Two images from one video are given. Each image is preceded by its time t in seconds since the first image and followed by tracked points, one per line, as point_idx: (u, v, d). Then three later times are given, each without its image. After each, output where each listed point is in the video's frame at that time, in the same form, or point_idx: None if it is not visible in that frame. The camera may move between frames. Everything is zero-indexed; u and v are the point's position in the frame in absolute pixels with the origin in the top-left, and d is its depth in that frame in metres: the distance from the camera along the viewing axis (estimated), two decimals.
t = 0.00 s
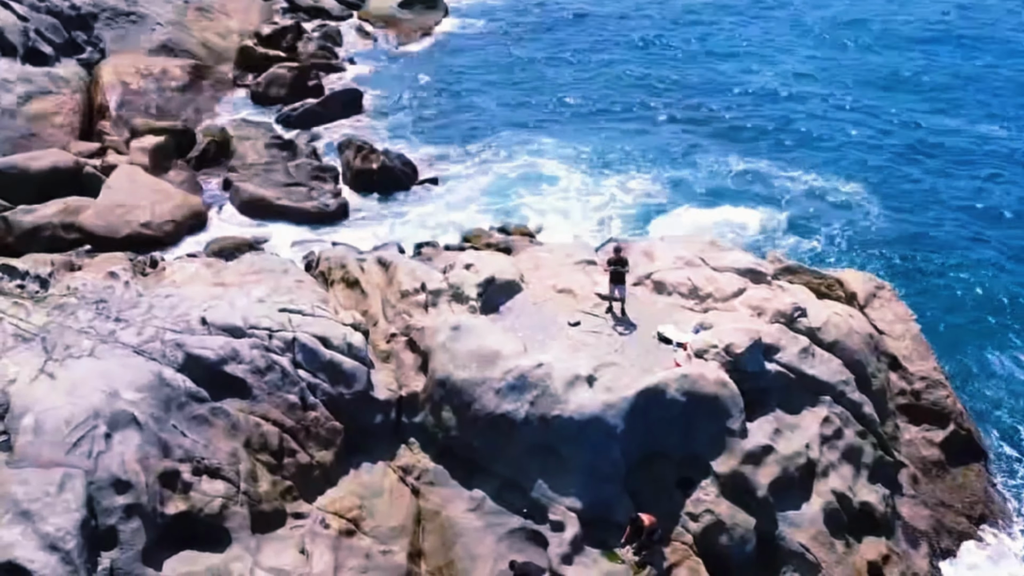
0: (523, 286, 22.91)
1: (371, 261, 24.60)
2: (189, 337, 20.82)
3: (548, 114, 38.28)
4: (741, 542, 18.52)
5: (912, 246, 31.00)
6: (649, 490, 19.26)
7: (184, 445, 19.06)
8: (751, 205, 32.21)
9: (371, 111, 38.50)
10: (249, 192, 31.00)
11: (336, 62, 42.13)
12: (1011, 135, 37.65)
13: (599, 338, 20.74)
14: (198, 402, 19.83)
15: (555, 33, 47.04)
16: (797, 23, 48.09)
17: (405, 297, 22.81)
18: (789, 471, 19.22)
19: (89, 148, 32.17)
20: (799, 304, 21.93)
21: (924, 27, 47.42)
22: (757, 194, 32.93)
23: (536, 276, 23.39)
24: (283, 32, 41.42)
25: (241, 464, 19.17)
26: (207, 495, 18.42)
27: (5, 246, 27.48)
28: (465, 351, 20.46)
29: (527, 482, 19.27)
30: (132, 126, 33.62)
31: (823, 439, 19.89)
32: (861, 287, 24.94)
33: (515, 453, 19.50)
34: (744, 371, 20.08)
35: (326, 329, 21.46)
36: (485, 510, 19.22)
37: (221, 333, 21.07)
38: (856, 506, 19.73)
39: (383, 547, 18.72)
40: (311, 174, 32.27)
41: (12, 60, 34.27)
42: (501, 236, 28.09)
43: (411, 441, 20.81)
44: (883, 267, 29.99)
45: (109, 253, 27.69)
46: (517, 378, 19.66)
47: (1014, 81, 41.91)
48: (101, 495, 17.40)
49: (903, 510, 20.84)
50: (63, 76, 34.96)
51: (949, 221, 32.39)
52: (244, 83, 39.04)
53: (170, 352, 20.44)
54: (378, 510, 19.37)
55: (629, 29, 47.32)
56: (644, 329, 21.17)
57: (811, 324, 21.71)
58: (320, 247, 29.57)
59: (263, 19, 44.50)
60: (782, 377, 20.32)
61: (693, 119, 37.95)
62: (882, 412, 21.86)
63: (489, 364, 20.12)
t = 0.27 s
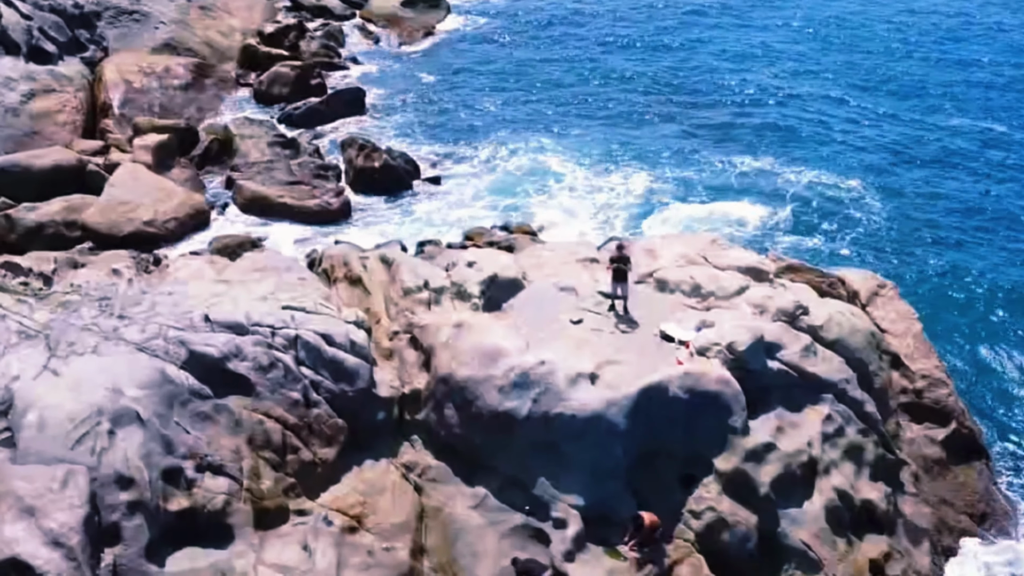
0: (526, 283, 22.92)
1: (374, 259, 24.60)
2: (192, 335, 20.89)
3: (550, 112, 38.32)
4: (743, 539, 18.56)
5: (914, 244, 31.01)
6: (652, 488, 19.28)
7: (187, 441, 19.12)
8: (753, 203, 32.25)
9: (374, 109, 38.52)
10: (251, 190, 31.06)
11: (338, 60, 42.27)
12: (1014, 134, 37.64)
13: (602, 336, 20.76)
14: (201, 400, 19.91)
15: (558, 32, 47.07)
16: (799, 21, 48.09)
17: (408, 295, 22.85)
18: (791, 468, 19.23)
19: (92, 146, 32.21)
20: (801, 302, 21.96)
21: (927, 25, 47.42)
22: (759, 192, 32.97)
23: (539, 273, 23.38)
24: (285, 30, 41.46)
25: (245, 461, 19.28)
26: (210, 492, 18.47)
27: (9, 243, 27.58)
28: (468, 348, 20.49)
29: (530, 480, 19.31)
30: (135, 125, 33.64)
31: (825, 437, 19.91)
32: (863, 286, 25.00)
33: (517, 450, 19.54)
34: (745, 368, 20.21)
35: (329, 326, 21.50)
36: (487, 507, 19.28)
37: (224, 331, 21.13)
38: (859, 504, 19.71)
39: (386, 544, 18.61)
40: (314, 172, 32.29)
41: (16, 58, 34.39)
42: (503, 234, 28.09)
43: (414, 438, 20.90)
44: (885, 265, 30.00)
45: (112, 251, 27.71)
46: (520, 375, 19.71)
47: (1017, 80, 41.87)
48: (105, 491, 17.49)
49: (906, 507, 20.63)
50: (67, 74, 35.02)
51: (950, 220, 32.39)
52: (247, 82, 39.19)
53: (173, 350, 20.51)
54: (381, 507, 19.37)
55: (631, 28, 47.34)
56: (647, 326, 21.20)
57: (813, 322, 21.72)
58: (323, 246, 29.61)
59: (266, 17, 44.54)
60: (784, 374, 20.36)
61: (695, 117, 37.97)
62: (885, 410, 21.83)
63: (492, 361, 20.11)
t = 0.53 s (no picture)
0: (527, 281, 22.93)
1: (376, 257, 24.61)
2: (194, 332, 20.92)
3: (551, 110, 38.31)
4: (745, 537, 18.57)
5: (915, 244, 30.99)
6: (653, 485, 19.31)
7: (189, 438, 19.18)
8: (755, 201, 32.24)
9: (376, 108, 38.53)
10: (253, 188, 31.05)
11: (339, 59, 42.29)
12: (1016, 133, 37.60)
13: (603, 334, 20.78)
14: (204, 397, 19.96)
15: (559, 31, 47.04)
16: (801, 20, 48.03)
17: (410, 292, 22.82)
18: (792, 466, 19.24)
19: (94, 144, 32.24)
20: (803, 300, 21.96)
21: (929, 24, 47.41)
22: (761, 191, 32.97)
23: (540, 271, 23.38)
24: (287, 29, 41.45)
25: (247, 457, 19.33)
26: (212, 488, 18.52)
27: (11, 241, 27.61)
28: (469, 346, 20.51)
29: (532, 477, 19.32)
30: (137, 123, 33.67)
31: (827, 435, 19.90)
32: (864, 284, 24.99)
33: (519, 448, 19.56)
34: (747, 366, 20.20)
35: (331, 323, 21.52)
36: (489, 504, 19.29)
37: (226, 328, 21.16)
38: (860, 501, 19.71)
39: (388, 540, 18.73)
40: (316, 170, 32.27)
41: (18, 57, 34.42)
42: (504, 233, 28.09)
43: (415, 435, 20.91)
44: (886, 264, 29.99)
45: (114, 249, 27.74)
46: (522, 373, 19.72)
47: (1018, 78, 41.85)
48: (107, 488, 17.53)
49: (908, 505, 20.63)
50: (69, 72, 35.06)
51: (952, 219, 32.36)
52: (249, 80, 39.24)
53: (175, 347, 20.55)
54: (382, 504, 19.42)
55: (633, 26, 47.32)
56: (648, 324, 21.21)
57: (815, 320, 21.73)
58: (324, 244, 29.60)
59: (268, 15, 44.57)
60: (785, 372, 20.38)
61: (697, 116, 37.95)
62: (886, 408, 21.82)
63: (494, 358, 20.13)
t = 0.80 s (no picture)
0: (529, 278, 22.95)
1: (377, 255, 24.66)
2: (196, 329, 20.96)
3: (552, 109, 38.31)
4: (745, 533, 18.61)
5: (916, 242, 31.02)
6: (654, 481, 19.34)
7: (191, 435, 19.27)
8: (756, 200, 32.27)
9: (377, 108, 38.56)
10: (255, 187, 31.11)
11: (341, 58, 42.27)
12: (1017, 132, 37.60)
13: (604, 331, 20.81)
14: (205, 393, 20.01)
15: (561, 30, 47.05)
16: (802, 19, 48.01)
17: (411, 289, 22.83)
18: (792, 462, 19.27)
19: (96, 142, 32.28)
20: (803, 298, 22.01)
21: (930, 23, 47.40)
22: (761, 188, 33.00)
23: (541, 269, 23.40)
24: (289, 28, 41.49)
25: (248, 454, 19.39)
26: (214, 485, 18.59)
27: (12, 239, 27.66)
28: (470, 343, 20.54)
29: (533, 473, 19.35)
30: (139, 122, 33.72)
31: (827, 431, 19.93)
32: (865, 282, 24.99)
33: (520, 444, 19.59)
34: (748, 363, 20.24)
35: (332, 320, 21.55)
36: (490, 500, 19.31)
37: (227, 324, 21.20)
38: (860, 498, 19.74)
39: (389, 536, 18.85)
40: (318, 169, 32.35)
41: (20, 55, 34.48)
42: (505, 231, 28.10)
43: (417, 432, 20.93)
44: (887, 262, 30.01)
45: (115, 247, 27.78)
46: (523, 369, 19.75)
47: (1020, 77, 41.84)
48: (109, 483, 17.61)
49: (908, 503, 20.69)
50: (70, 71, 35.12)
51: (953, 218, 32.37)
52: (250, 79, 39.26)
53: (177, 343, 20.59)
54: (384, 501, 19.50)
55: (633, 26, 47.28)
56: (649, 321, 21.23)
57: (815, 317, 21.78)
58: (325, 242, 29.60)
59: (269, 15, 44.61)
60: (785, 369, 20.41)
61: (698, 114, 37.94)
62: (886, 406, 21.87)
63: (495, 355, 20.17)
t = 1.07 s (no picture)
0: (530, 275, 22.99)
1: (379, 253, 24.74)
2: (198, 325, 21.02)
3: (553, 108, 38.35)
4: (745, 529, 18.68)
5: (916, 240, 31.05)
6: (655, 477, 19.40)
7: (193, 430, 19.34)
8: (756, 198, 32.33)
9: (379, 106, 38.63)
10: (256, 185, 31.17)
11: (342, 57, 42.27)
12: (1018, 130, 37.63)
13: (604, 328, 20.86)
14: (207, 389, 20.08)
15: (562, 29, 47.06)
16: (803, 18, 48.02)
17: (412, 286, 22.89)
18: (792, 458, 19.33)
19: (98, 140, 32.36)
20: (804, 295, 22.07)
21: (932, 22, 47.38)
22: (761, 187, 33.04)
23: (542, 266, 23.44)
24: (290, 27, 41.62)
25: (250, 449, 19.48)
26: (216, 480, 18.69)
27: (15, 237, 27.75)
28: (471, 339, 20.61)
29: (534, 469, 19.42)
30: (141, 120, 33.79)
31: (827, 428, 19.99)
32: (865, 279, 25.03)
33: (521, 440, 19.66)
34: (748, 359, 20.28)
35: (334, 317, 21.61)
36: (491, 496, 19.41)
37: (229, 321, 21.26)
38: (860, 494, 19.79)
39: (390, 532, 18.97)
40: (319, 168, 32.46)
41: (22, 54, 34.59)
42: (506, 229, 28.14)
43: (418, 428, 21.01)
44: (887, 260, 30.05)
45: (117, 244, 27.81)
46: (524, 365, 19.81)
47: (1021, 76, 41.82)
48: (111, 478, 17.69)
49: (907, 499, 20.79)
50: (73, 70, 35.21)
51: (953, 216, 32.39)
52: (252, 78, 39.29)
53: (179, 340, 20.66)
54: (385, 496, 19.58)
55: (634, 25, 47.29)
56: (649, 318, 21.28)
57: (815, 314, 21.84)
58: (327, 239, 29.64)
59: (271, 14, 44.68)
60: (786, 365, 20.45)
61: (699, 113, 37.98)
62: (886, 402, 21.93)
63: (496, 351, 20.24)
